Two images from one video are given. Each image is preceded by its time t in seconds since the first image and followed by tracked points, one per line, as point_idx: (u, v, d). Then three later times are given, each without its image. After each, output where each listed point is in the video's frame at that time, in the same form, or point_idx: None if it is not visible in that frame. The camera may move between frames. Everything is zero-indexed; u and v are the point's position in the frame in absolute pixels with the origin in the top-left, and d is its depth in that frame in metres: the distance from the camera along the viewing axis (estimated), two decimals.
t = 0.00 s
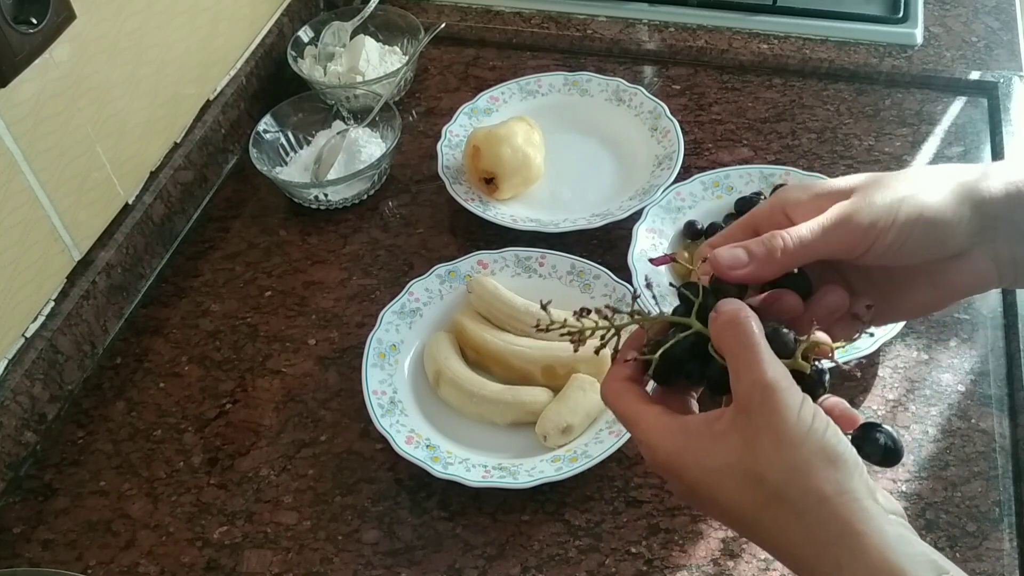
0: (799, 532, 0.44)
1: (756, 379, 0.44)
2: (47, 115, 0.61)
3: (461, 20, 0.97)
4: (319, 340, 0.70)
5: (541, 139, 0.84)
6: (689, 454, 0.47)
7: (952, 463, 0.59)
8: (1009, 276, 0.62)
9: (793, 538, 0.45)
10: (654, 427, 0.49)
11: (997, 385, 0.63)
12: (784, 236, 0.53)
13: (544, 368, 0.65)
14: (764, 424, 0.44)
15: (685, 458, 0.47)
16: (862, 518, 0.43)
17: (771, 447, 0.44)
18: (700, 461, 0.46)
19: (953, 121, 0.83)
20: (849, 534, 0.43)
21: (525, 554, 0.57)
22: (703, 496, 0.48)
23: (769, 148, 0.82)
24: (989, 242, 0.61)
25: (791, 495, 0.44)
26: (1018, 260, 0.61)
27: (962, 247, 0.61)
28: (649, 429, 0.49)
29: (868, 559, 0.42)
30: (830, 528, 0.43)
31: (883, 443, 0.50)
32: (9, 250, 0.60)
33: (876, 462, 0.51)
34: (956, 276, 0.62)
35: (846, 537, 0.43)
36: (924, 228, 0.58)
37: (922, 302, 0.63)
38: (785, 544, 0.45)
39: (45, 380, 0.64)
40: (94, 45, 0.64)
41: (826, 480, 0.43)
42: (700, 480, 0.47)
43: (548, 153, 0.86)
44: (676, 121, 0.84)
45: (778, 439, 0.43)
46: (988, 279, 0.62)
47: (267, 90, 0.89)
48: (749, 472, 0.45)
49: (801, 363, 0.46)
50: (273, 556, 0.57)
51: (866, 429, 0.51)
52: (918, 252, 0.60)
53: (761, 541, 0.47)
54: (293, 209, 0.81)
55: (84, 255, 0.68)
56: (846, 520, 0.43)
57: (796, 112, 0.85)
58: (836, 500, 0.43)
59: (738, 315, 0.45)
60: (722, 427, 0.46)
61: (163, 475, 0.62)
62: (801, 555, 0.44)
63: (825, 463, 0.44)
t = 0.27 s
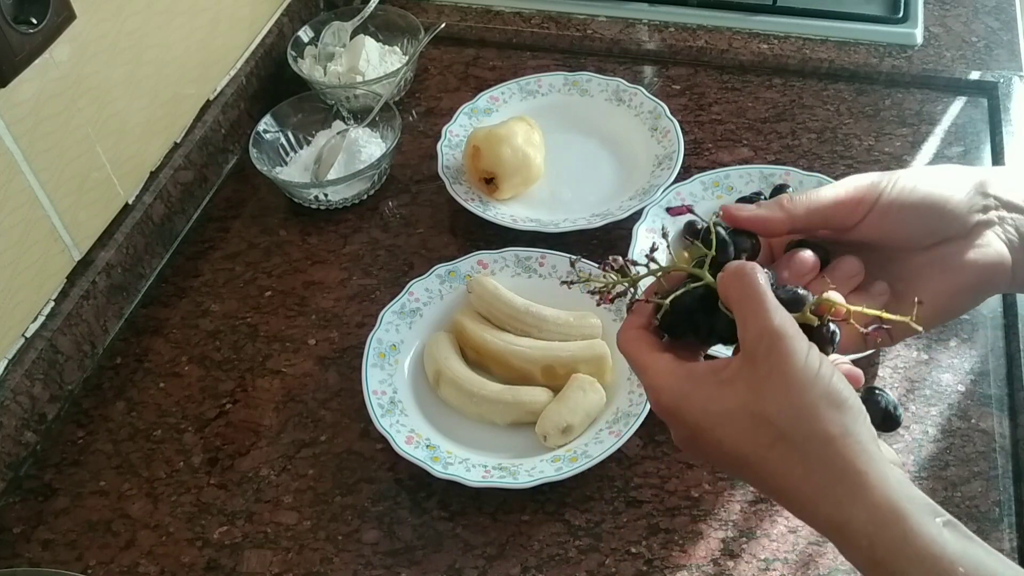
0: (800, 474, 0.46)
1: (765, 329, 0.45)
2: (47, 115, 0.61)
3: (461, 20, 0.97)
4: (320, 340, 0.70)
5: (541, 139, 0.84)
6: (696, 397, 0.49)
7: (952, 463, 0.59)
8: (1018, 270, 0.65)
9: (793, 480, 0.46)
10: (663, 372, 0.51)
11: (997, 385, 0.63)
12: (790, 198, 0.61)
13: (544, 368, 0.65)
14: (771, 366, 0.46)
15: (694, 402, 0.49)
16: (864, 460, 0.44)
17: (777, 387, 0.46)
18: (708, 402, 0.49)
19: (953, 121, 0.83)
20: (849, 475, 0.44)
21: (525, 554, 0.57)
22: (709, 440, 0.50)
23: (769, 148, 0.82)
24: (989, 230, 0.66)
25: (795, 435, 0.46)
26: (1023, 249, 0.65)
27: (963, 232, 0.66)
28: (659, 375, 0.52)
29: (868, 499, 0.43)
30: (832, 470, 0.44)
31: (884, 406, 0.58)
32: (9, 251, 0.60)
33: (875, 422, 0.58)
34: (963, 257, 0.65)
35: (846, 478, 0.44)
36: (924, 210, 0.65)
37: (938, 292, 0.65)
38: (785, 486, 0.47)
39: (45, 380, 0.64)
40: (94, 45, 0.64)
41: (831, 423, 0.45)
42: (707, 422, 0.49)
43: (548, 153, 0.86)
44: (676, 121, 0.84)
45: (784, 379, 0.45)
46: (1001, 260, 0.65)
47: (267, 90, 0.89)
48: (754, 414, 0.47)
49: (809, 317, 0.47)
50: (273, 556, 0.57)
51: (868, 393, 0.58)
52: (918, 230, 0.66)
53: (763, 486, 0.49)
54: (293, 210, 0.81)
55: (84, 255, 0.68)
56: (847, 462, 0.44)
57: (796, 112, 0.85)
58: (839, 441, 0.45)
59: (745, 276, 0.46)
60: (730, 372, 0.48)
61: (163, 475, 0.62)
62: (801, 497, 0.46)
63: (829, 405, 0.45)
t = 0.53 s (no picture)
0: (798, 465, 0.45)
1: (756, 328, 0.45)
2: (47, 115, 0.61)
3: (461, 20, 0.97)
4: (319, 340, 0.70)
5: (541, 138, 0.84)
6: (694, 393, 0.49)
7: (952, 463, 0.59)
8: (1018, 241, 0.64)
9: (790, 473, 0.46)
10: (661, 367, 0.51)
11: (997, 385, 0.63)
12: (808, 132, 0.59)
13: (543, 368, 0.65)
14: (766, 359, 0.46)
15: (690, 398, 0.49)
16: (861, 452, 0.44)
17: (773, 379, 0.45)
18: (705, 396, 0.48)
19: (953, 121, 0.83)
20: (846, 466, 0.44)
21: (525, 554, 0.57)
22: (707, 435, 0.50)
23: (769, 148, 0.82)
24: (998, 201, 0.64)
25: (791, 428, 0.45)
26: None
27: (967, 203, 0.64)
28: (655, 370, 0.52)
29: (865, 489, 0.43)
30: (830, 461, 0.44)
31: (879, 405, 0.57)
32: (9, 251, 0.60)
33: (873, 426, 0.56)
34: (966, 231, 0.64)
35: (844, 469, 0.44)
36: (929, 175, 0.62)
37: (933, 261, 0.65)
38: (783, 480, 0.47)
39: (44, 380, 0.64)
40: (94, 45, 0.64)
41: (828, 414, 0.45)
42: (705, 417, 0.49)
43: (548, 153, 0.86)
44: (676, 121, 0.84)
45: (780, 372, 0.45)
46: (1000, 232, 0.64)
47: (267, 90, 0.89)
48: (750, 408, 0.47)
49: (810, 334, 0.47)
50: (273, 556, 0.57)
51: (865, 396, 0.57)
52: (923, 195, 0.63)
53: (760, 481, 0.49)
54: (293, 210, 0.81)
55: (84, 255, 0.68)
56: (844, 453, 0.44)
57: (796, 112, 0.85)
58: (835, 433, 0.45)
59: (738, 277, 0.46)
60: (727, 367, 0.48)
61: (163, 475, 0.62)
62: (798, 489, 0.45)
63: (825, 399, 0.45)
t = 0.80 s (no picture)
0: (813, 437, 0.46)
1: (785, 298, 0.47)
2: (47, 115, 0.61)
3: (461, 20, 0.97)
4: (319, 340, 0.70)
5: (541, 139, 0.84)
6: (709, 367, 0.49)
7: (952, 463, 0.59)
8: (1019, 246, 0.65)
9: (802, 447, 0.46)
10: (671, 340, 0.51)
11: (997, 385, 0.63)
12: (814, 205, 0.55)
13: (544, 367, 0.65)
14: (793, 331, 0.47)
15: (702, 369, 0.49)
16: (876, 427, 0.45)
17: (798, 350, 0.47)
18: (720, 365, 0.48)
19: (953, 121, 0.83)
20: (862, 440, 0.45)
21: (525, 554, 0.57)
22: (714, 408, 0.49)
23: (769, 148, 0.82)
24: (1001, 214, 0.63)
25: (810, 400, 0.46)
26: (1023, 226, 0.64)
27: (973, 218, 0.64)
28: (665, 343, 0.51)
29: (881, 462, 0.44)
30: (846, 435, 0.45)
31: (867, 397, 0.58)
32: (9, 251, 0.60)
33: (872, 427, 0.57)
34: (969, 241, 0.65)
35: (860, 443, 0.45)
36: (937, 198, 0.61)
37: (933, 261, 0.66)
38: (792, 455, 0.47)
39: (44, 380, 0.64)
40: (93, 45, 0.64)
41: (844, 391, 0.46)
42: (716, 388, 0.49)
43: (548, 153, 0.86)
44: (676, 121, 0.83)
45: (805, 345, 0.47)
46: (1002, 240, 0.64)
47: (267, 90, 0.89)
48: (768, 379, 0.47)
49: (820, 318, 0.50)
50: (273, 556, 0.57)
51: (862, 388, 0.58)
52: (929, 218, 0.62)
53: (765, 455, 0.49)
54: (293, 210, 0.81)
55: (84, 255, 0.68)
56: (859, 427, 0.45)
57: (796, 112, 0.85)
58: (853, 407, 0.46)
59: (765, 261, 0.49)
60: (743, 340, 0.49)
61: (163, 475, 0.62)
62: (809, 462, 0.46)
63: (843, 375, 0.47)
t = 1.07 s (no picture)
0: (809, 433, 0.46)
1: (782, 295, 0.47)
2: (47, 115, 0.61)
3: (461, 19, 0.97)
4: (320, 340, 0.70)
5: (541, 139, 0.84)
6: (708, 361, 0.49)
7: (952, 463, 0.59)
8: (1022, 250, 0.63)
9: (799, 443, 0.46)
10: (673, 333, 0.52)
11: (997, 385, 0.63)
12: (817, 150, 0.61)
13: (543, 368, 0.65)
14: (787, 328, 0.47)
15: (702, 363, 0.50)
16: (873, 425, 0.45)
17: (792, 347, 0.46)
18: (718, 361, 0.49)
19: (953, 121, 0.83)
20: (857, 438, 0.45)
21: (525, 554, 0.57)
22: (715, 403, 0.50)
23: (769, 148, 0.82)
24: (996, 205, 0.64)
25: (804, 396, 0.46)
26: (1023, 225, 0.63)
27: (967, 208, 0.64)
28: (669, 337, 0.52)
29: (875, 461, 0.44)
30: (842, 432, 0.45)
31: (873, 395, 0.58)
32: (9, 251, 0.60)
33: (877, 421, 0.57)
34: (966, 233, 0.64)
35: (854, 439, 0.45)
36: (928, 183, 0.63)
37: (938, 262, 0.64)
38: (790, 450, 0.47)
39: (44, 380, 0.64)
40: (93, 45, 0.64)
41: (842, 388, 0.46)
42: (716, 383, 0.49)
43: (548, 153, 0.86)
44: (676, 121, 0.84)
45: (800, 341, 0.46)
46: (1004, 238, 0.63)
47: (267, 89, 0.89)
48: (764, 374, 0.47)
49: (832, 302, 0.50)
50: (273, 556, 0.57)
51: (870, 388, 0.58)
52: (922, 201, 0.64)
53: (767, 450, 0.49)
54: (293, 210, 0.81)
55: (84, 255, 0.68)
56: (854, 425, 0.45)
57: (796, 112, 0.85)
58: (847, 404, 0.45)
59: (764, 254, 0.48)
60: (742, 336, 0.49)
61: (163, 475, 0.62)
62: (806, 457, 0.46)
63: (841, 371, 0.46)
